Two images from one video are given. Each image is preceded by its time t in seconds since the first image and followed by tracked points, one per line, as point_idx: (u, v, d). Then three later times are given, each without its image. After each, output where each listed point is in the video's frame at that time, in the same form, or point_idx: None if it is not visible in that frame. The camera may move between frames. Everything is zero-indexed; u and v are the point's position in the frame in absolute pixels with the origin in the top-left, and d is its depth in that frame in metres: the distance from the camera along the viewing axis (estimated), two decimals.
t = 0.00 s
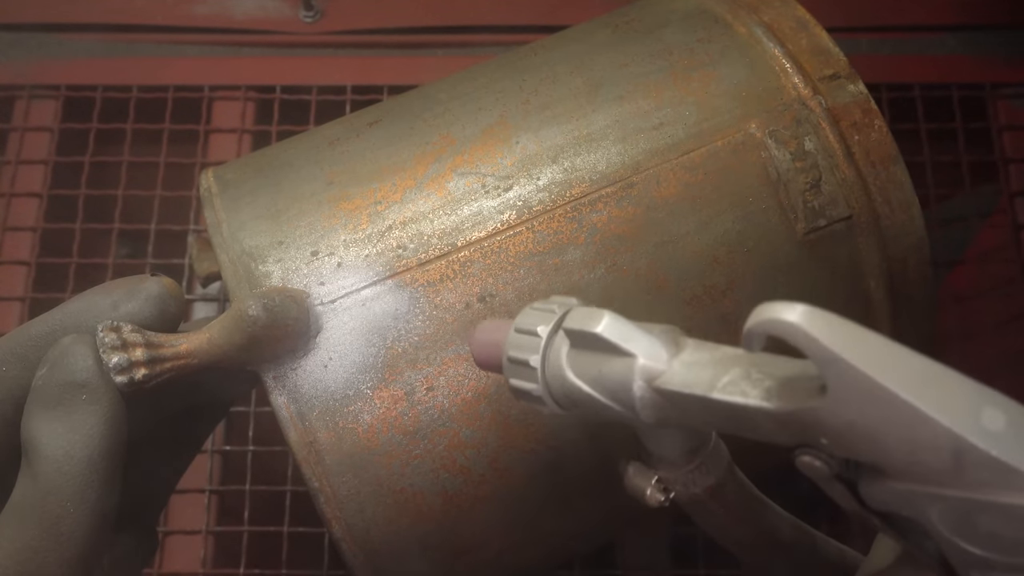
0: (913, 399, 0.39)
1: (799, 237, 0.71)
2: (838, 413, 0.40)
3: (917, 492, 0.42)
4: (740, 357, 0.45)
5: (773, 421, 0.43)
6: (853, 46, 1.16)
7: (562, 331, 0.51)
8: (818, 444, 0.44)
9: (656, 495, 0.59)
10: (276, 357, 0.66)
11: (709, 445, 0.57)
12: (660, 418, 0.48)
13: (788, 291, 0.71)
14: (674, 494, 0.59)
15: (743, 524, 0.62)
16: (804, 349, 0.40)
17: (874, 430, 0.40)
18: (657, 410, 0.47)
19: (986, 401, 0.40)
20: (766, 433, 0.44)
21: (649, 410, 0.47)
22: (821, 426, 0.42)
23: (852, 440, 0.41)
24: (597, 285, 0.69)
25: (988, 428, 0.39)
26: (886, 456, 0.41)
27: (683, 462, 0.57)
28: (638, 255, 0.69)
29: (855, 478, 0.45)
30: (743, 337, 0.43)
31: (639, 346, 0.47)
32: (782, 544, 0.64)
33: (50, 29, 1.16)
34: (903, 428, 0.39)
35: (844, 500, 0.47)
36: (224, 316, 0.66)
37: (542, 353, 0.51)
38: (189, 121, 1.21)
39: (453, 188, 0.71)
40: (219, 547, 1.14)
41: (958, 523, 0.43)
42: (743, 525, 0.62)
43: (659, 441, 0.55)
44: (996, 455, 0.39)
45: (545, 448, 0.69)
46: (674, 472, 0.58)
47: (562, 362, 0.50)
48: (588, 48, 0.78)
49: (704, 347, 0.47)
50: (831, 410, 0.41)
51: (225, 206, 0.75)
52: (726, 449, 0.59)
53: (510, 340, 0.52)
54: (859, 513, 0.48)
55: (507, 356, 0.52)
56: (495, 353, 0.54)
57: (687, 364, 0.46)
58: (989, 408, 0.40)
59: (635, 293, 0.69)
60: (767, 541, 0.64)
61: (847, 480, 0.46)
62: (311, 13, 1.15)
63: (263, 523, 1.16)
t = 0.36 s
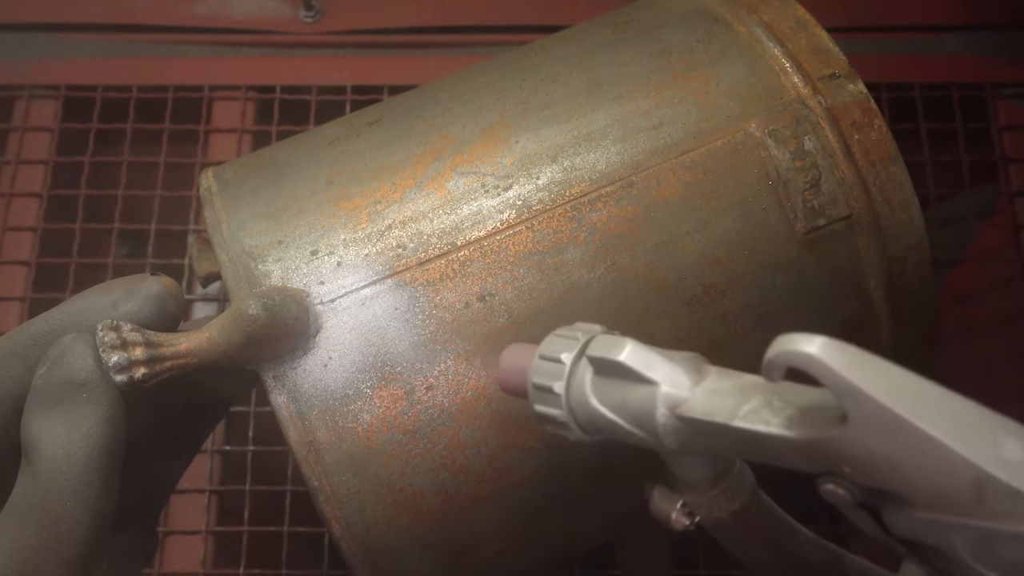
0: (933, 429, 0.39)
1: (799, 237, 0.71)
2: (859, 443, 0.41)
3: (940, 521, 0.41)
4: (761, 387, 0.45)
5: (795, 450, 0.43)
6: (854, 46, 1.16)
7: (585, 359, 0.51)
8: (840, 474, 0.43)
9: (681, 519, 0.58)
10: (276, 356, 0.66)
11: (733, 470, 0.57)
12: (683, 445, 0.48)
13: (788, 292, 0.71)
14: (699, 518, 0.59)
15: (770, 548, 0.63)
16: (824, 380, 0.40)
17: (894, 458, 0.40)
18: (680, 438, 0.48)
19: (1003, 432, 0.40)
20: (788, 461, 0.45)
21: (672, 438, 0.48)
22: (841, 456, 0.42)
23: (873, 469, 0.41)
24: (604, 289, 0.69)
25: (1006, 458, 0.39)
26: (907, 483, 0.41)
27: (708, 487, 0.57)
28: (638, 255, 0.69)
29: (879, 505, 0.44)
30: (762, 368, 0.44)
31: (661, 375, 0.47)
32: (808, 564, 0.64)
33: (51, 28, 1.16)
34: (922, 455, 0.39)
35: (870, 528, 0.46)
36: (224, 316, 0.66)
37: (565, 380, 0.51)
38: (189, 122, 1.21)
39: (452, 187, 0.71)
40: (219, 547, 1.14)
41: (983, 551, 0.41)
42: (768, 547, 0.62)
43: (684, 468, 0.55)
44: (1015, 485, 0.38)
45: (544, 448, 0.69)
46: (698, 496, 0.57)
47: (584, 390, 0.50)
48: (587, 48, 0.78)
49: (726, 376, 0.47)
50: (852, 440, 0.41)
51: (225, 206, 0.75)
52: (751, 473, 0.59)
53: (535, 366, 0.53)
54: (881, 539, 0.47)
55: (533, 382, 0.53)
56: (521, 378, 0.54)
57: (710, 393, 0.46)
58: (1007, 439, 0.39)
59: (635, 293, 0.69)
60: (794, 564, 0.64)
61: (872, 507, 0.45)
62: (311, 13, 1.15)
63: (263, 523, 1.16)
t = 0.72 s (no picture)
0: (930, 385, 0.38)
1: (799, 238, 0.71)
2: (854, 398, 0.40)
3: (933, 477, 0.42)
4: (756, 342, 0.44)
5: (788, 406, 0.42)
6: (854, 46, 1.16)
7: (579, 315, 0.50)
8: (832, 428, 0.43)
9: (671, 478, 0.58)
10: (276, 357, 0.66)
11: (726, 427, 0.56)
12: (676, 403, 0.47)
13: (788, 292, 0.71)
14: (690, 477, 0.58)
15: (762, 513, 0.63)
16: (822, 336, 0.39)
17: (889, 413, 0.40)
18: (674, 394, 0.46)
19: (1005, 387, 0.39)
20: (781, 415, 0.44)
21: (665, 394, 0.46)
22: (835, 412, 0.41)
23: (869, 425, 0.41)
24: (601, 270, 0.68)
25: (1002, 413, 0.38)
26: (902, 437, 0.40)
27: (701, 446, 0.56)
28: (638, 255, 0.69)
29: (870, 462, 0.45)
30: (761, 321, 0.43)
31: (654, 331, 0.45)
32: (801, 531, 0.64)
33: (50, 28, 1.16)
34: (919, 410, 0.39)
35: (860, 483, 0.47)
36: (224, 316, 0.66)
37: (559, 337, 0.50)
38: (189, 121, 1.21)
39: (453, 188, 0.71)
40: (219, 547, 1.14)
41: (973, 509, 0.42)
42: (762, 511, 0.63)
43: (677, 427, 0.53)
44: (1013, 442, 0.38)
45: (544, 450, 0.69)
46: (689, 455, 0.56)
47: (579, 347, 0.49)
48: (588, 48, 0.78)
49: (720, 331, 0.46)
50: (846, 395, 0.40)
51: (225, 206, 0.75)
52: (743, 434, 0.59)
53: (528, 323, 0.52)
54: (872, 496, 0.48)
55: (525, 339, 0.52)
56: (512, 336, 0.54)
57: (704, 348, 0.45)
58: (1005, 394, 0.38)
59: (635, 294, 0.69)
60: (787, 531, 0.64)
61: (862, 463, 0.46)
62: (311, 13, 1.15)
63: (263, 523, 1.16)
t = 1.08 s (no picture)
0: (912, 348, 0.39)
1: (799, 239, 0.71)
2: (841, 363, 0.41)
3: (917, 442, 0.42)
4: (749, 314, 0.45)
5: (780, 375, 0.43)
6: (854, 46, 1.16)
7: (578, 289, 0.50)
8: (824, 398, 0.44)
9: (668, 450, 0.58)
10: (276, 359, 0.66)
11: (722, 399, 0.56)
12: (671, 374, 0.47)
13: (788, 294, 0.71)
14: (686, 450, 0.58)
15: (756, 486, 0.62)
16: (810, 302, 0.40)
17: (874, 378, 0.40)
18: (669, 366, 0.46)
19: (987, 352, 0.39)
20: (773, 386, 0.44)
21: (661, 365, 0.46)
22: (824, 379, 0.42)
23: (856, 392, 0.41)
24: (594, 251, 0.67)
25: (984, 376, 0.39)
26: (887, 402, 0.41)
27: (696, 419, 0.55)
28: (639, 256, 0.69)
29: (860, 430, 0.45)
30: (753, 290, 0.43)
31: (652, 303, 0.46)
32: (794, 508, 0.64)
33: (49, 28, 1.15)
34: (901, 374, 0.39)
35: (849, 453, 0.47)
36: (224, 318, 0.66)
37: (558, 310, 0.50)
38: (189, 121, 1.21)
39: (453, 189, 0.71)
40: (218, 547, 1.14)
41: (958, 473, 0.43)
42: (757, 486, 0.62)
43: (673, 399, 0.54)
44: (993, 405, 0.38)
45: (545, 451, 0.69)
46: (685, 428, 0.56)
47: (577, 319, 0.49)
48: (589, 48, 0.78)
49: (716, 304, 0.46)
50: (834, 361, 0.41)
51: (225, 207, 0.75)
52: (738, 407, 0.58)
53: (528, 297, 0.52)
54: (863, 467, 0.47)
55: (525, 312, 0.52)
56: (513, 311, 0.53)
57: (700, 320, 0.45)
58: (988, 358, 0.39)
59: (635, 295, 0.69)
60: (780, 505, 0.64)
61: (852, 432, 0.45)
62: (311, 13, 1.15)
63: (263, 522, 1.16)
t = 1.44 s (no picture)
0: (938, 327, 0.39)
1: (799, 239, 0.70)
2: (865, 342, 0.40)
3: (936, 425, 0.42)
4: (770, 293, 0.44)
5: (800, 353, 0.43)
6: (854, 46, 1.16)
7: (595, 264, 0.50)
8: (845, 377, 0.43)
9: (681, 430, 0.57)
10: (276, 358, 0.66)
11: (738, 380, 0.56)
12: (688, 352, 0.48)
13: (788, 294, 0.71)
14: (699, 430, 0.57)
15: (771, 473, 0.63)
16: (834, 279, 0.40)
17: (899, 357, 0.40)
18: (687, 342, 0.47)
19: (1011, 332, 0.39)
20: (792, 365, 0.44)
21: (678, 342, 0.47)
22: (847, 357, 0.42)
23: (878, 372, 0.41)
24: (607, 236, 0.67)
25: (1010, 358, 0.39)
26: (910, 382, 0.41)
27: (711, 398, 0.55)
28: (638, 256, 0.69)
29: (878, 413, 0.45)
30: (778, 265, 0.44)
31: (670, 279, 0.46)
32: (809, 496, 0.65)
33: (49, 28, 1.15)
34: (927, 353, 0.39)
35: (868, 436, 0.47)
36: (224, 317, 0.66)
37: (574, 285, 0.50)
38: (189, 121, 1.21)
39: (453, 189, 0.71)
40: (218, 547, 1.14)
41: (979, 458, 0.43)
42: (772, 473, 0.63)
43: (688, 375, 0.54)
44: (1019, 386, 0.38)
45: (545, 451, 0.69)
46: (699, 407, 0.56)
47: (593, 294, 0.49)
48: (589, 48, 0.78)
49: (734, 282, 0.46)
50: (857, 339, 0.41)
51: (225, 207, 0.75)
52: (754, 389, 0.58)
53: (543, 271, 0.52)
54: (879, 448, 0.48)
55: (540, 286, 0.52)
56: (528, 286, 0.53)
57: (718, 297, 0.45)
58: (1014, 339, 0.39)
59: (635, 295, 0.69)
60: (794, 491, 0.64)
61: (870, 414, 0.46)
62: (311, 13, 1.15)
63: (262, 522, 1.16)
